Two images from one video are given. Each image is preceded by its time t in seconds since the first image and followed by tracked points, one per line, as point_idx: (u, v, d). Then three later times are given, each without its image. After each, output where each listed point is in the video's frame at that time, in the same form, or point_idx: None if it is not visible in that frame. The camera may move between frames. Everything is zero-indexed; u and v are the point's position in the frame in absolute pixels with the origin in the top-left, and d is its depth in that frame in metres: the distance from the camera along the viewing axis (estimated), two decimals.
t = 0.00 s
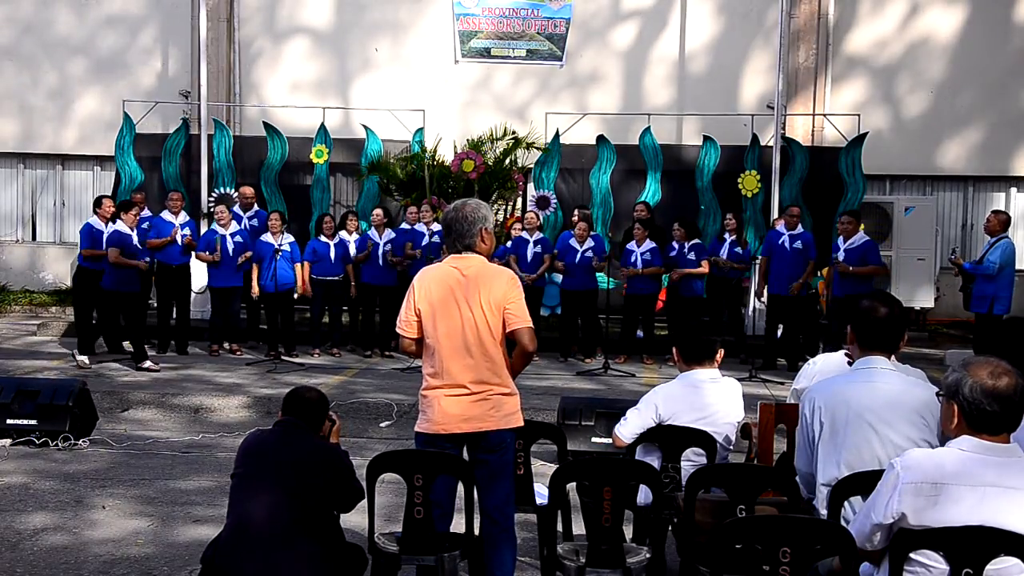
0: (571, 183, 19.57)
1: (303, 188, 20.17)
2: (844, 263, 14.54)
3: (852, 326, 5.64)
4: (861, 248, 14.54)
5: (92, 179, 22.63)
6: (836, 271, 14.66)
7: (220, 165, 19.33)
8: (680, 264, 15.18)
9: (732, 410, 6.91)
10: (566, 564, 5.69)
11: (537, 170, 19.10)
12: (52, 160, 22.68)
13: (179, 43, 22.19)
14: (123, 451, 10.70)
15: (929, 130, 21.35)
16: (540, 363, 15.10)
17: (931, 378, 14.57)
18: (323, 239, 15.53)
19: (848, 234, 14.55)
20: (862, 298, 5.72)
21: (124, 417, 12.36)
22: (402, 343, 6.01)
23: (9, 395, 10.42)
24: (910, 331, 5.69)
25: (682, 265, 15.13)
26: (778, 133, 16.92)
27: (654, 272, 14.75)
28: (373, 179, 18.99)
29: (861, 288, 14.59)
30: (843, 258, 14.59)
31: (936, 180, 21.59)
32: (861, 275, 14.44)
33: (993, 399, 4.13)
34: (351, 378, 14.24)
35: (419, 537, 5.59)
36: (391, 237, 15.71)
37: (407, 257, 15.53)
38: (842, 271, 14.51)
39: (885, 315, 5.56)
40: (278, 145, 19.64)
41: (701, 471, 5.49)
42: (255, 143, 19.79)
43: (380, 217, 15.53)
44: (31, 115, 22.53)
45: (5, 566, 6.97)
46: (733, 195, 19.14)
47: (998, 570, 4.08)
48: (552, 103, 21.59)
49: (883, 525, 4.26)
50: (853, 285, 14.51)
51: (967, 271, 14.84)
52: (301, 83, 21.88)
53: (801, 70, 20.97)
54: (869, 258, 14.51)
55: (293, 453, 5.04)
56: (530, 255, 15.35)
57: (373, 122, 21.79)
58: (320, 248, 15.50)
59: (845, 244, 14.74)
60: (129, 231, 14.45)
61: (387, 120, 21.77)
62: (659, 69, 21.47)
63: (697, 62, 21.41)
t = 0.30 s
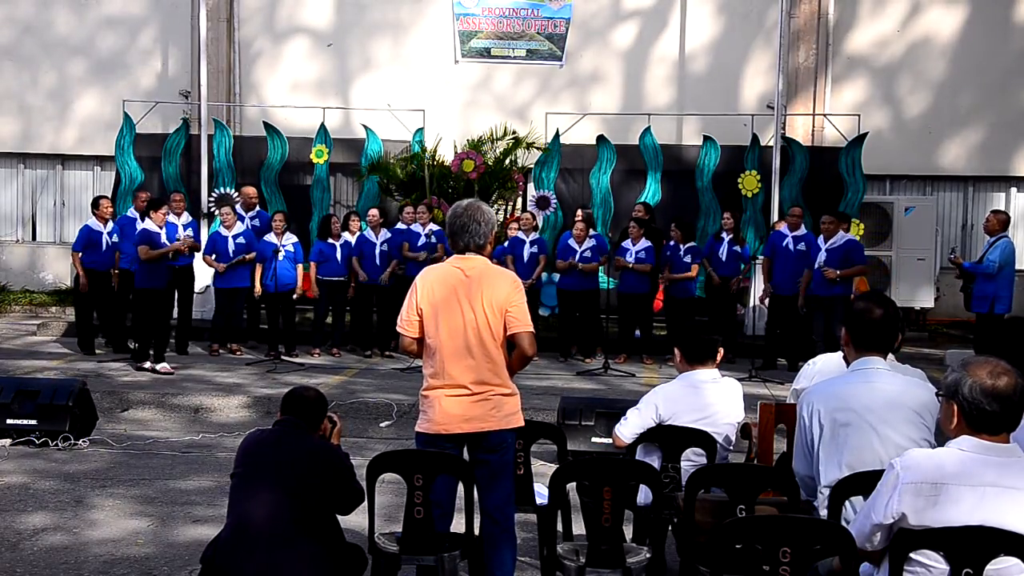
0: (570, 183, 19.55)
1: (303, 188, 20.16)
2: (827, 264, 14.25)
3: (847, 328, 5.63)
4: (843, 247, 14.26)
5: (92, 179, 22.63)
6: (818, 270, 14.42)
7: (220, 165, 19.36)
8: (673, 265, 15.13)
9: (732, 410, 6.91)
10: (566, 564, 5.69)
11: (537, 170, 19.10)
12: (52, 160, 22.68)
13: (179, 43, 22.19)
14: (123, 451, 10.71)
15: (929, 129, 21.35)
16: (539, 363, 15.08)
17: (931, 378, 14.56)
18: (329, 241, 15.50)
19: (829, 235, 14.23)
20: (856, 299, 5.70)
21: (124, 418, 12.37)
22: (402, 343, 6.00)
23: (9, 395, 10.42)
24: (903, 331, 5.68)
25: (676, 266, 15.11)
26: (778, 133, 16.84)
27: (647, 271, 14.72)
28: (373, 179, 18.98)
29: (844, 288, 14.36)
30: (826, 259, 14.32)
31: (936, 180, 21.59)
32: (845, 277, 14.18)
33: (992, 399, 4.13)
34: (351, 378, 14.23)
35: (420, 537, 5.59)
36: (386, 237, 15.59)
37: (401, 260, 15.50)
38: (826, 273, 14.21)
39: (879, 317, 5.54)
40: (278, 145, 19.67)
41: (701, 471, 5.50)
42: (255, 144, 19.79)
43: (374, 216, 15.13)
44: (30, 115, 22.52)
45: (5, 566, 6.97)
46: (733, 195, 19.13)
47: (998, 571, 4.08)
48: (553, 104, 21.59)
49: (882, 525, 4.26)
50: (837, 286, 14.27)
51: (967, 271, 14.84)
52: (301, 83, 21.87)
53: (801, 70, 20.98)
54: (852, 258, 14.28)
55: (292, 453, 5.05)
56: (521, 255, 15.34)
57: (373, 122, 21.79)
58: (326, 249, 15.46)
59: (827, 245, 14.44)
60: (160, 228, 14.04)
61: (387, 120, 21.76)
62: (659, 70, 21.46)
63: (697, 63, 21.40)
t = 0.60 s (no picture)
0: (570, 183, 19.52)
1: (303, 188, 20.15)
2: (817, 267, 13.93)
3: (844, 328, 5.64)
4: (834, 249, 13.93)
5: (92, 179, 22.64)
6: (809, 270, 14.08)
7: (220, 165, 19.41)
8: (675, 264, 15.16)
9: (732, 410, 6.91)
10: (566, 564, 5.69)
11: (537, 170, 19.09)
12: (52, 160, 22.68)
13: (179, 43, 22.19)
14: (123, 451, 10.71)
15: (929, 129, 21.34)
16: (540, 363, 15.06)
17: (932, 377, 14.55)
18: (330, 241, 15.44)
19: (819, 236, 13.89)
20: (853, 299, 5.69)
21: (124, 418, 12.37)
22: (402, 343, 5.97)
23: (9, 394, 10.42)
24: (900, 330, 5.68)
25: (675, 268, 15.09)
26: (778, 134, 16.76)
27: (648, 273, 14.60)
28: (373, 179, 18.96)
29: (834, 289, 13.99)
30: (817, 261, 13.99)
31: (936, 180, 21.58)
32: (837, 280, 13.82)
33: (992, 399, 4.13)
34: (352, 378, 14.21)
35: (420, 537, 5.59)
36: (386, 237, 15.51)
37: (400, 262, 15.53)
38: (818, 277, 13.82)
39: (877, 318, 5.52)
40: (278, 145, 19.67)
41: (701, 471, 5.50)
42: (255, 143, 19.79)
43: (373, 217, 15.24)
44: (31, 116, 22.53)
45: (5, 566, 6.97)
46: (733, 195, 19.13)
47: (998, 570, 4.08)
48: (553, 104, 21.59)
49: (883, 525, 4.26)
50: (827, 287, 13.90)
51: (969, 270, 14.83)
52: (301, 83, 21.86)
53: (801, 70, 21.00)
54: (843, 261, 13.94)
55: (293, 453, 5.05)
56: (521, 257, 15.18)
57: (373, 122, 21.78)
58: (326, 249, 15.38)
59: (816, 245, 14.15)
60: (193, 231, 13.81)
61: (388, 121, 21.76)
62: (660, 70, 21.46)
63: (697, 62, 21.40)
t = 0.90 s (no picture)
0: (570, 183, 19.51)
1: (303, 188, 20.14)
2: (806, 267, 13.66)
3: (842, 329, 5.67)
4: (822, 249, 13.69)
5: (92, 178, 22.64)
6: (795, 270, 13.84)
7: (220, 165, 19.41)
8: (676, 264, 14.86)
9: (732, 410, 6.92)
10: (566, 564, 5.69)
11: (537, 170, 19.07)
12: (52, 160, 22.68)
13: (179, 43, 22.18)
14: (123, 451, 10.72)
15: (929, 129, 21.34)
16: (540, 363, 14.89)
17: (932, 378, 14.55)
18: (329, 241, 15.22)
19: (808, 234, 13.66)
20: (848, 301, 5.74)
21: (124, 418, 12.37)
22: (401, 344, 5.97)
23: (9, 395, 10.42)
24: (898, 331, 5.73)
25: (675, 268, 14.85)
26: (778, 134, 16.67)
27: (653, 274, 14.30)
28: (373, 179, 18.93)
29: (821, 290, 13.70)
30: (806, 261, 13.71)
31: (936, 180, 21.59)
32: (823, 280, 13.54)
33: (992, 399, 4.13)
34: (352, 377, 14.21)
35: (420, 537, 5.59)
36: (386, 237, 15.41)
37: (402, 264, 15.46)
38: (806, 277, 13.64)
39: (874, 319, 5.57)
40: (278, 145, 19.64)
41: (701, 471, 5.51)
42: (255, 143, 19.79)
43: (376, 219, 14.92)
44: (31, 116, 22.53)
45: (5, 566, 6.97)
46: (733, 195, 19.13)
47: (998, 571, 4.08)
48: (553, 104, 21.59)
49: (883, 524, 4.26)
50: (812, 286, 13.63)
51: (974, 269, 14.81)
52: (301, 83, 21.86)
53: (801, 70, 21.00)
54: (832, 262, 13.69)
55: (293, 453, 5.05)
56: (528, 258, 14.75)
57: (373, 123, 21.78)
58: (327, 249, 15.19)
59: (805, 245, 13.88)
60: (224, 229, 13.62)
61: (388, 121, 21.75)
62: (660, 69, 21.46)
63: (697, 62, 21.40)
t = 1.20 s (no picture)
0: (571, 183, 19.50)
1: (303, 188, 20.14)
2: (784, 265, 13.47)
3: (849, 328, 5.66)
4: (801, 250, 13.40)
5: (92, 179, 22.65)
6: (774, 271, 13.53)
7: (220, 165, 19.35)
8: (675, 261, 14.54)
9: (732, 410, 6.93)
10: (566, 564, 5.70)
11: (537, 170, 19.02)
12: (52, 160, 22.67)
13: (179, 44, 22.18)
14: (123, 451, 10.72)
15: (929, 129, 21.34)
16: (540, 363, 14.62)
17: (932, 377, 14.53)
18: (330, 241, 15.11)
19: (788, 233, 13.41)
20: (856, 299, 5.73)
21: (124, 418, 12.38)
22: (397, 345, 5.97)
23: (9, 395, 10.43)
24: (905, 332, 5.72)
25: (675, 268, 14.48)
26: (778, 133, 16.66)
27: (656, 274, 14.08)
28: (373, 179, 18.89)
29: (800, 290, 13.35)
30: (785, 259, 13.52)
31: (936, 180, 21.59)
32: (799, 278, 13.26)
33: (992, 399, 4.13)
34: (352, 377, 14.21)
35: (420, 538, 5.59)
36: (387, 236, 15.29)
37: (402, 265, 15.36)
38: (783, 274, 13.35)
39: (883, 320, 5.57)
40: (278, 145, 19.62)
41: (701, 471, 5.51)
42: (255, 143, 19.78)
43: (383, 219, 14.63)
44: (31, 116, 22.52)
45: (5, 566, 6.97)
46: (733, 195, 19.13)
47: (998, 570, 4.08)
48: (553, 104, 21.58)
49: (882, 525, 4.26)
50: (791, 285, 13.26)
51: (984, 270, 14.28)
52: (301, 83, 21.85)
53: (801, 70, 21.01)
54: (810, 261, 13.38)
55: (294, 452, 5.06)
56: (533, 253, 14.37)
57: (374, 123, 21.78)
58: (327, 249, 15.09)
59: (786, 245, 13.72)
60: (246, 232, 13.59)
61: (388, 121, 21.76)
62: (660, 69, 21.46)
63: (697, 62, 21.40)
